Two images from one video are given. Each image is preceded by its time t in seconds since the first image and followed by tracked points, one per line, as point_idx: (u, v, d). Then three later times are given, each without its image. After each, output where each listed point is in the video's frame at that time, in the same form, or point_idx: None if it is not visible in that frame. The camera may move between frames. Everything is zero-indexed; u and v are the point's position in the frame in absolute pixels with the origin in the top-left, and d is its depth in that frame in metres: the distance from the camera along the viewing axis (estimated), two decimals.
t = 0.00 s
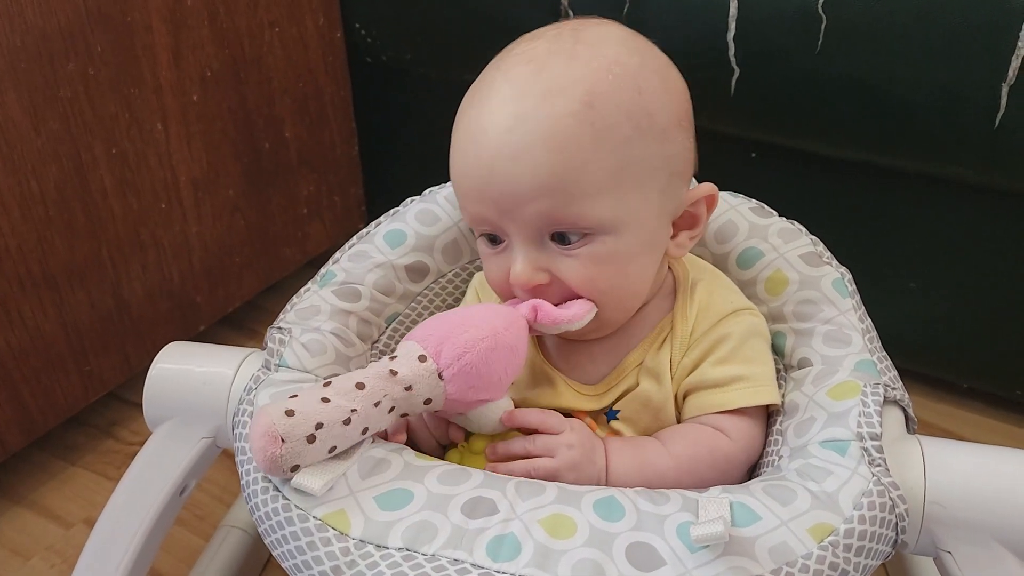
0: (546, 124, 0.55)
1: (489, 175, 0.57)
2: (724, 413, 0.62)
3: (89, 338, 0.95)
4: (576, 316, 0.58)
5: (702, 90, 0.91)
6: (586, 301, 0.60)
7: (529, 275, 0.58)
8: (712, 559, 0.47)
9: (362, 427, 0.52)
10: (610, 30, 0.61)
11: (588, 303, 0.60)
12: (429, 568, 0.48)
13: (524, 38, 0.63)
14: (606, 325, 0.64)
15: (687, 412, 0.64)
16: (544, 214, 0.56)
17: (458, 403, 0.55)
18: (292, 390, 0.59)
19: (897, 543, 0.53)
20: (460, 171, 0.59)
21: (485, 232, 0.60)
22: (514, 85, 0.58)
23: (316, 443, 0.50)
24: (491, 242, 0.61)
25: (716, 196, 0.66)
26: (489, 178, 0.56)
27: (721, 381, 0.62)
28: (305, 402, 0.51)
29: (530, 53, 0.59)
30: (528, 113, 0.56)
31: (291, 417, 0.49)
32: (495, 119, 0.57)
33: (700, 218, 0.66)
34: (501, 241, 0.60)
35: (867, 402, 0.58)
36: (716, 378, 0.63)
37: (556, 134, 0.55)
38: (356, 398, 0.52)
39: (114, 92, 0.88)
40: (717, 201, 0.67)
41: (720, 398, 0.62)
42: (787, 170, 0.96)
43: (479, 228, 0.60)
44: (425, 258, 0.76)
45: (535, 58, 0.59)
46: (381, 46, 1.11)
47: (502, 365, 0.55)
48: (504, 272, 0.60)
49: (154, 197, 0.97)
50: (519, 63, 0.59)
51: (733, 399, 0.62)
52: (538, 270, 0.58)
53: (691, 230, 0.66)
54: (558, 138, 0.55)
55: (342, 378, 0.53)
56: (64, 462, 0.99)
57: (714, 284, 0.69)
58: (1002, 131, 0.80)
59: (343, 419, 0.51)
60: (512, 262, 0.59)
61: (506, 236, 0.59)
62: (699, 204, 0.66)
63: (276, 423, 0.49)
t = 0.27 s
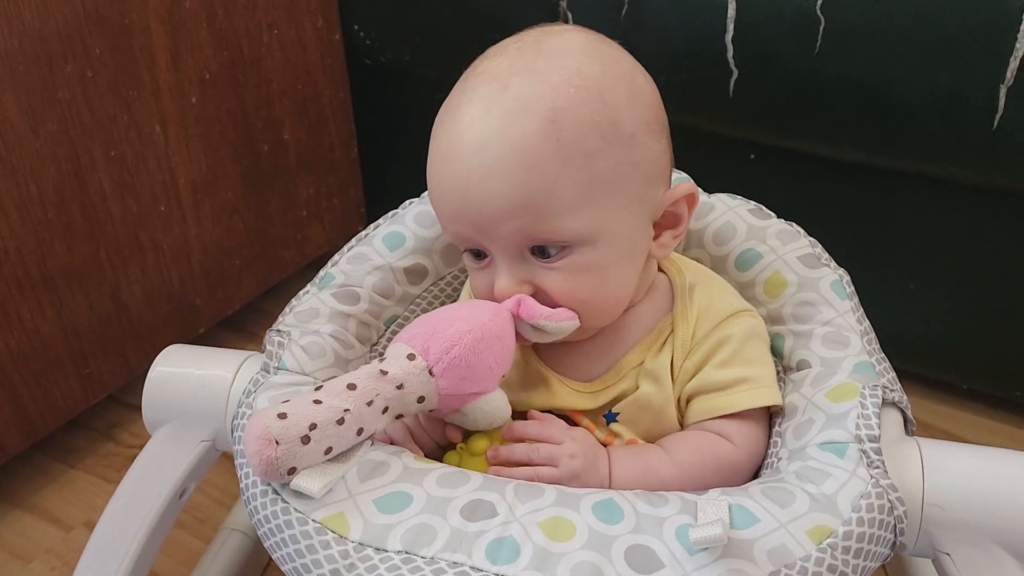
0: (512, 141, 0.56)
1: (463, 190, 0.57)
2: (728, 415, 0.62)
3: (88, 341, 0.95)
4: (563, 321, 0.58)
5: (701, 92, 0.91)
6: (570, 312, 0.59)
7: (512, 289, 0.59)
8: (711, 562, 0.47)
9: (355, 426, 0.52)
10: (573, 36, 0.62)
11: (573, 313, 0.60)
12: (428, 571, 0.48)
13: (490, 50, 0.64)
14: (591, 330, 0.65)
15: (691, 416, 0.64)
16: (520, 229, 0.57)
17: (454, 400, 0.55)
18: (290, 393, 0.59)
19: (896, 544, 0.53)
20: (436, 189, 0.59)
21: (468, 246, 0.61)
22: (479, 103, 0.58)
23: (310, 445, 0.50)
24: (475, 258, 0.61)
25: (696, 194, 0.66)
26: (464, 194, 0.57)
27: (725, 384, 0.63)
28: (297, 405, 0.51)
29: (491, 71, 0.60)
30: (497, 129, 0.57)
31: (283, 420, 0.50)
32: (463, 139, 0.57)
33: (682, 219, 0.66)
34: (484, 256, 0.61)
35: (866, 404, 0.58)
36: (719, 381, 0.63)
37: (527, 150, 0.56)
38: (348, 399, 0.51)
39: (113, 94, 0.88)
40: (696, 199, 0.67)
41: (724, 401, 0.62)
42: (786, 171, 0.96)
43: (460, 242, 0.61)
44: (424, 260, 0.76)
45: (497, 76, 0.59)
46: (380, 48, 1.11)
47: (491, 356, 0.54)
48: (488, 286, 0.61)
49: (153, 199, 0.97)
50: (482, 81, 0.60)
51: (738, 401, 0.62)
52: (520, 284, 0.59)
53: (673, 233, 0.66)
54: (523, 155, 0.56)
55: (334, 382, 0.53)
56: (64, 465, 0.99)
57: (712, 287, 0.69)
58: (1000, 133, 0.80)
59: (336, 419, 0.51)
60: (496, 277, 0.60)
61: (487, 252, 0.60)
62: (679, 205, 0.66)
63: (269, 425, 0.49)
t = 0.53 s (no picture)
0: (515, 143, 0.56)
1: (461, 198, 0.57)
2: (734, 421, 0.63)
3: (91, 344, 0.95)
4: (560, 328, 0.58)
5: (702, 94, 0.91)
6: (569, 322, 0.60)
7: (514, 290, 0.59)
8: (716, 565, 0.48)
9: (355, 423, 0.51)
10: (577, 41, 0.62)
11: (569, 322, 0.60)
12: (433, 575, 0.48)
13: (495, 55, 0.64)
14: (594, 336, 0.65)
15: (698, 423, 0.64)
16: (518, 235, 0.57)
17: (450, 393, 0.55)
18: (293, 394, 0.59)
19: (901, 547, 0.53)
20: (437, 194, 0.59)
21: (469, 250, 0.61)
22: (481, 107, 0.58)
23: (312, 447, 0.50)
24: (476, 260, 0.61)
25: (698, 200, 0.66)
26: (465, 198, 0.57)
27: (732, 390, 0.63)
28: (296, 406, 0.50)
29: (494, 75, 0.60)
30: (501, 132, 0.57)
31: (284, 426, 0.49)
32: (465, 142, 0.57)
33: (683, 224, 0.66)
34: (485, 259, 0.61)
35: (869, 407, 0.58)
36: (727, 387, 0.63)
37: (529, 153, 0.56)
38: (346, 396, 0.51)
39: (115, 97, 0.88)
40: (700, 204, 0.66)
41: (730, 406, 0.62)
42: (788, 173, 0.96)
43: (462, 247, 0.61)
44: (427, 263, 0.76)
45: (500, 80, 0.59)
46: (382, 51, 1.11)
47: (489, 352, 0.55)
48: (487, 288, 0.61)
49: (156, 202, 0.97)
50: (486, 86, 0.60)
51: (745, 406, 0.62)
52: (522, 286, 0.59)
53: (676, 237, 0.66)
54: (526, 158, 0.56)
55: (330, 377, 0.52)
56: (67, 468, 0.99)
57: (716, 292, 0.69)
58: (1002, 135, 0.80)
59: (336, 418, 0.50)
60: (495, 279, 0.60)
61: (488, 255, 0.60)
62: (682, 211, 0.65)
63: (270, 433, 0.49)
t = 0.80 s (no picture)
0: (511, 148, 0.56)
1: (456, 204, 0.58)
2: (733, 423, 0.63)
3: (91, 345, 0.95)
4: (550, 337, 0.57)
5: (702, 96, 0.91)
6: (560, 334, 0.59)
7: (510, 294, 0.59)
8: (715, 566, 0.48)
9: (314, 370, 0.49)
10: (572, 45, 0.62)
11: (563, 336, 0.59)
12: None
13: (490, 59, 0.64)
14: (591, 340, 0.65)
15: (698, 424, 0.64)
16: (514, 240, 0.57)
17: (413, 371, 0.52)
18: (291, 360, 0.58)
19: (899, 547, 0.53)
20: (434, 198, 0.60)
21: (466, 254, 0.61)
22: (478, 110, 0.58)
23: (263, 382, 0.47)
24: (474, 263, 0.62)
25: (695, 203, 0.66)
26: (462, 204, 0.57)
27: (732, 391, 0.63)
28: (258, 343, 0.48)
29: (489, 81, 0.60)
30: (497, 137, 0.57)
31: (240, 354, 0.47)
32: (462, 147, 0.58)
33: (679, 227, 0.66)
34: (483, 262, 0.61)
35: (868, 408, 0.58)
36: (726, 388, 0.63)
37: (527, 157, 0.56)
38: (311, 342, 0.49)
39: (116, 99, 0.89)
40: (696, 207, 0.66)
41: (730, 407, 0.63)
42: (787, 174, 0.96)
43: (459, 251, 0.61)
44: (427, 264, 0.76)
45: (495, 85, 0.60)
46: (382, 52, 1.11)
47: (461, 333, 0.52)
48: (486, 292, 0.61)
49: (156, 203, 0.97)
50: (482, 90, 0.60)
51: (744, 407, 0.62)
52: (518, 290, 0.59)
53: (673, 240, 0.66)
54: (522, 163, 0.56)
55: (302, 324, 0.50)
56: (67, 469, 0.99)
57: (715, 293, 0.70)
58: (1000, 136, 0.80)
59: (294, 359, 0.48)
60: (493, 284, 0.60)
61: (485, 259, 0.60)
62: (678, 213, 0.65)
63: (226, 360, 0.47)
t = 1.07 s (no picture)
0: (512, 149, 0.57)
1: (457, 203, 0.58)
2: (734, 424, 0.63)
3: (93, 347, 0.95)
4: (554, 325, 0.56)
5: (703, 97, 0.91)
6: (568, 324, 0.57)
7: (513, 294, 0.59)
8: (717, 567, 0.48)
9: (304, 352, 0.52)
10: (573, 46, 0.62)
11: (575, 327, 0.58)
12: None
13: (492, 60, 0.64)
14: (591, 341, 0.65)
15: (702, 427, 0.64)
16: (517, 238, 0.57)
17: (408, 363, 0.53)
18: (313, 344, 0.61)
19: (900, 548, 0.54)
20: (435, 199, 0.60)
21: (469, 255, 0.61)
22: (480, 112, 0.59)
23: (252, 355, 0.51)
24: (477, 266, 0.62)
25: (695, 203, 0.66)
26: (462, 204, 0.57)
27: (735, 392, 0.63)
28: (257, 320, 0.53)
29: (492, 79, 0.61)
30: (497, 138, 0.57)
31: (235, 327, 0.52)
32: (463, 147, 0.58)
33: (680, 227, 0.67)
34: (485, 264, 0.61)
35: (869, 409, 0.58)
36: (730, 390, 0.63)
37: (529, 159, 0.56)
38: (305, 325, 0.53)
39: (118, 101, 0.89)
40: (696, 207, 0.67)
41: (733, 408, 0.63)
42: (787, 176, 0.97)
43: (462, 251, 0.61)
44: (429, 266, 0.76)
45: (497, 85, 0.60)
46: (383, 54, 1.11)
47: (451, 318, 0.53)
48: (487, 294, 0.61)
49: (158, 205, 0.97)
50: (485, 91, 0.60)
51: (747, 408, 0.62)
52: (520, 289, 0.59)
53: (674, 239, 0.66)
54: (523, 164, 0.56)
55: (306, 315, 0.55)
56: (69, 471, 0.99)
57: (717, 296, 0.70)
58: (1000, 138, 0.80)
59: (282, 338, 0.52)
60: (495, 283, 0.59)
61: (488, 260, 0.60)
62: (678, 213, 0.66)
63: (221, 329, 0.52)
